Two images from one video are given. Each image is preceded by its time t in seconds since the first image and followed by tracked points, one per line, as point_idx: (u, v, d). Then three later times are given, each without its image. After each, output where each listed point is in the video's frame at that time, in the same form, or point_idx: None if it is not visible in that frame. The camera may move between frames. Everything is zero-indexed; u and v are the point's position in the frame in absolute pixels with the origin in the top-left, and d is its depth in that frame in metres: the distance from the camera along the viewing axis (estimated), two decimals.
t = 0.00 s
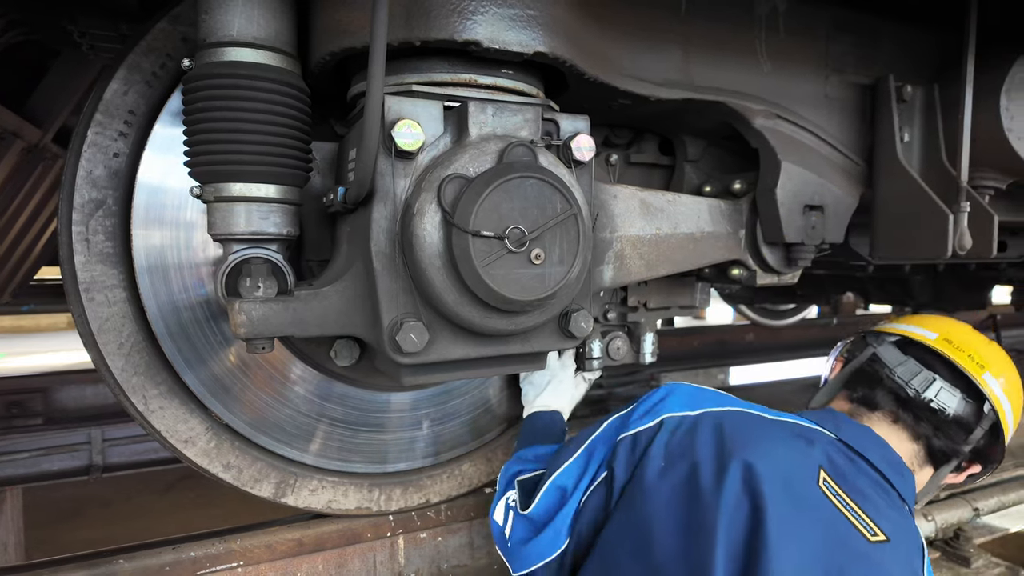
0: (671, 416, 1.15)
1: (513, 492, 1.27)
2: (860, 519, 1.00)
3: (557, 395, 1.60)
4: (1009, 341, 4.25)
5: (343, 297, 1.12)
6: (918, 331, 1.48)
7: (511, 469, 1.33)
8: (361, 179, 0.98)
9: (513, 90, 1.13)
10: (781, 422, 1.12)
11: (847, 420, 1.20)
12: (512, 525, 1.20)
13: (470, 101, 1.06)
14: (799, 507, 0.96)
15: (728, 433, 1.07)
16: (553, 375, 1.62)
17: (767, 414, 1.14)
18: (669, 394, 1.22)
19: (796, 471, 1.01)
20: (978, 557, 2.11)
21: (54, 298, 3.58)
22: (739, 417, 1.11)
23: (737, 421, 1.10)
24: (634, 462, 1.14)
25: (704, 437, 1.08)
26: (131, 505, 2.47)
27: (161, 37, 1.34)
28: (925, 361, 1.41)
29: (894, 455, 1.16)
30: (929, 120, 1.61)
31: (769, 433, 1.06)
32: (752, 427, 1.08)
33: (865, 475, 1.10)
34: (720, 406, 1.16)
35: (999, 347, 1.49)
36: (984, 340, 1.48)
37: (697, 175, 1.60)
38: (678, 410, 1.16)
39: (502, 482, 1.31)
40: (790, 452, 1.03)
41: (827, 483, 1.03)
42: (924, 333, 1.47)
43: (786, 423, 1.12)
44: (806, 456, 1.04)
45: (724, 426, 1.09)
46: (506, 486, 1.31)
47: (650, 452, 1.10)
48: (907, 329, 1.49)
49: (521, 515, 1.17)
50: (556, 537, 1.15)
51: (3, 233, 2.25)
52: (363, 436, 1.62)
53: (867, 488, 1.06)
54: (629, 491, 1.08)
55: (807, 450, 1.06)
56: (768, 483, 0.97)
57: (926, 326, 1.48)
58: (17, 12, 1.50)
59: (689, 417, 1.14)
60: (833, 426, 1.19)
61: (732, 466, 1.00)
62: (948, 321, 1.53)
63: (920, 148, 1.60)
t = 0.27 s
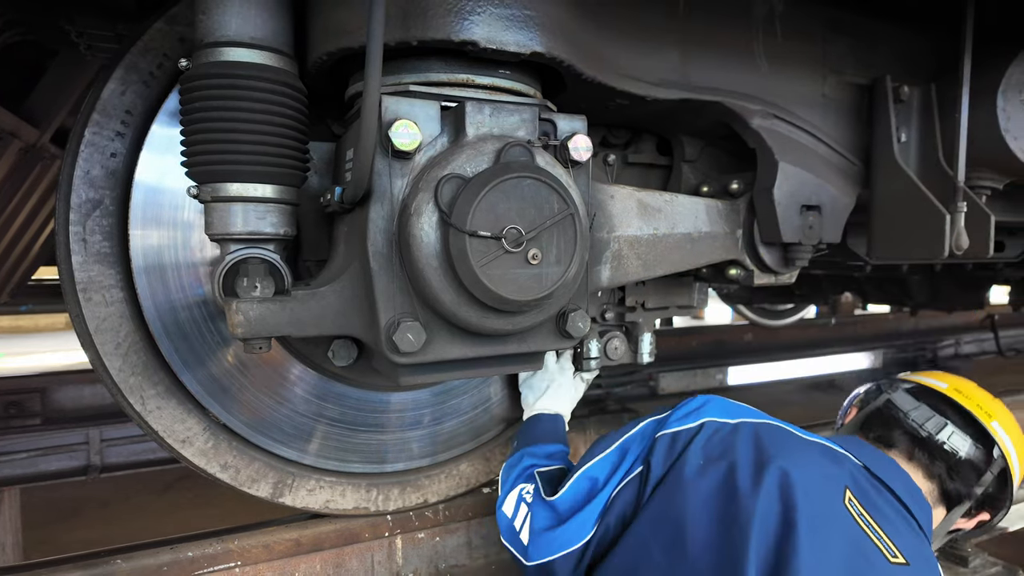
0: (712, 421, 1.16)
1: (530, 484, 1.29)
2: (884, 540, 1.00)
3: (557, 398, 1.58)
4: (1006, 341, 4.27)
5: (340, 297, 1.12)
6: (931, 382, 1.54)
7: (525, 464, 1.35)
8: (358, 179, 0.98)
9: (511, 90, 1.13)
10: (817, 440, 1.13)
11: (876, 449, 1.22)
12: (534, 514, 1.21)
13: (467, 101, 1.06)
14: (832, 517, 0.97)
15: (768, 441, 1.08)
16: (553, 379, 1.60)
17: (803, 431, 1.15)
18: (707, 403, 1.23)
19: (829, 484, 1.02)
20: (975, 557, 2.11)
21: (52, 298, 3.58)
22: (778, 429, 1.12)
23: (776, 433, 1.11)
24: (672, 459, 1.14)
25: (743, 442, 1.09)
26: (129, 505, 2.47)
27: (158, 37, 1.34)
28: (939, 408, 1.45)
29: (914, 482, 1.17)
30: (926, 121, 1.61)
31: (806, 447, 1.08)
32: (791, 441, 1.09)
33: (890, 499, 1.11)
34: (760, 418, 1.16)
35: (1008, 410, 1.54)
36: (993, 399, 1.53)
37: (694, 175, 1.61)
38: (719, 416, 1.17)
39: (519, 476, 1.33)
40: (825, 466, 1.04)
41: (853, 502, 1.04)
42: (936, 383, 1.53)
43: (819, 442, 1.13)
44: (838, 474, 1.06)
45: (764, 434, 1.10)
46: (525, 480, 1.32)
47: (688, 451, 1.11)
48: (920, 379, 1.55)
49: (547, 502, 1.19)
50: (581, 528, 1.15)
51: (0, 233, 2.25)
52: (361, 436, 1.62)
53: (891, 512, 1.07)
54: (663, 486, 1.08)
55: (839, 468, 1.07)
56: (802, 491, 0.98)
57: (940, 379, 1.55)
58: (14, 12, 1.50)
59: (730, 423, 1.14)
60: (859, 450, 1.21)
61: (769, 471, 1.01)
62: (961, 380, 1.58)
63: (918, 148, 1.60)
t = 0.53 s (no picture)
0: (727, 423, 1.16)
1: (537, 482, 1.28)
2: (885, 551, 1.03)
3: (558, 397, 1.57)
4: (1005, 341, 4.27)
5: (338, 296, 1.12)
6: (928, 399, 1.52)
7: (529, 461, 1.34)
8: (356, 178, 0.98)
9: (509, 89, 1.13)
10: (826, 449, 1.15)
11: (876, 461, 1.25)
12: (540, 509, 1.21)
13: (466, 100, 1.06)
14: (841, 529, 0.98)
15: (783, 448, 1.09)
16: (553, 378, 1.60)
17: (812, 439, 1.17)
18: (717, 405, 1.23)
19: (839, 496, 1.03)
20: (974, 556, 2.12)
21: (50, 298, 3.58)
22: (790, 435, 1.14)
23: (790, 439, 1.12)
24: (685, 460, 1.13)
25: (758, 446, 1.10)
26: (127, 505, 2.47)
27: (157, 36, 1.34)
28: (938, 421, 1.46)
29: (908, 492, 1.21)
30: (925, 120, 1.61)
31: (815, 458, 1.09)
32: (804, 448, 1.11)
33: (887, 509, 1.14)
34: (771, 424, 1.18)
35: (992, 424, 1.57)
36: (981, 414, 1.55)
37: (693, 175, 1.61)
38: (732, 419, 1.17)
39: (523, 473, 1.32)
40: (835, 478, 1.06)
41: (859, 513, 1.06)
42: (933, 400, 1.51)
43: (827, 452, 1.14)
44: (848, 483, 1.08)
45: (777, 440, 1.11)
46: (529, 477, 1.31)
47: (703, 453, 1.11)
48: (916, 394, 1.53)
49: (555, 501, 1.18)
50: (590, 525, 1.15)
51: None
52: (361, 436, 1.62)
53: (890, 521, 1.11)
54: (678, 486, 1.08)
55: (847, 477, 1.09)
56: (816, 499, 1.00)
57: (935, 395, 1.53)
58: (12, 11, 1.50)
59: (744, 426, 1.15)
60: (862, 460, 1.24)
61: (785, 477, 1.02)
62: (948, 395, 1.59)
63: (916, 148, 1.60)
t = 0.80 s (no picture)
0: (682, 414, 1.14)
1: (518, 489, 1.28)
2: (862, 519, 1.04)
3: (556, 395, 1.57)
4: (1003, 340, 4.28)
5: (336, 295, 1.12)
6: (948, 373, 1.42)
7: (516, 468, 1.34)
8: (355, 176, 0.98)
9: (507, 88, 1.13)
10: (791, 425, 1.13)
11: (853, 428, 1.23)
12: (516, 523, 1.21)
13: (464, 98, 1.06)
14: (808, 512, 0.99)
15: (741, 436, 1.08)
16: (552, 376, 1.60)
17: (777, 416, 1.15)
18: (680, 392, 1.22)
19: (805, 475, 1.03)
20: (972, 555, 2.12)
21: (49, 297, 3.57)
22: (748, 418, 1.12)
23: (748, 424, 1.11)
24: (643, 460, 1.11)
25: (715, 436, 1.08)
26: (125, 505, 2.46)
27: (155, 35, 1.34)
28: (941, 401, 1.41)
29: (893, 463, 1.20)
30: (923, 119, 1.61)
31: (776, 437, 1.08)
32: (763, 430, 1.10)
33: (866, 479, 1.14)
34: (729, 406, 1.16)
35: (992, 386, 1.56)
36: (987, 382, 1.52)
37: (692, 174, 1.61)
38: (686, 409, 1.15)
39: (507, 479, 1.32)
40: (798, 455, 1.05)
41: (831, 484, 1.06)
42: (953, 377, 1.43)
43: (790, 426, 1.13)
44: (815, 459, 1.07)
45: (733, 427, 1.10)
46: (513, 485, 1.31)
47: (660, 451, 1.09)
48: (937, 368, 1.42)
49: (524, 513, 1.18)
50: (557, 534, 1.15)
51: None
52: (359, 435, 1.62)
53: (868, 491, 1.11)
54: (640, 490, 1.08)
55: (816, 451, 1.09)
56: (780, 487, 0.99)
57: (955, 369, 1.44)
58: (9, 10, 1.50)
59: (699, 416, 1.13)
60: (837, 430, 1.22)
61: (744, 469, 1.01)
62: (965, 353, 1.51)
63: (914, 147, 1.60)
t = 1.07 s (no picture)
0: (654, 408, 1.14)
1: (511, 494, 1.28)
2: (850, 498, 1.03)
3: (554, 390, 1.57)
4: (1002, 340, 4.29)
5: (335, 294, 1.12)
6: (946, 330, 1.36)
7: (513, 470, 1.33)
8: (353, 176, 0.97)
9: (506, 87, 1.13)
10: (766, 410, 1.13)
11: (837, 400, 1.21)
12: (508, 526, 1.24)
13: (463, 98, 1.05)
14: (795, 498, 0.96)
15: (713, 426, 1.07)
16: (549, 372, 1.60)
17: (750, 401, 1.15)
18: (655, 383, 1.22)
19: (784, 461, 1.01)
20: (972, 554, 2.12)
21: (49, 297, 3.57)
22: (721, 407, 1.12)
23: (720, 413, 1.10)
24: (617, 459, 1.12)
25: (687, 428, 1.08)
26: (125, 505, 2.46)
27: (153, 34, 1.33)
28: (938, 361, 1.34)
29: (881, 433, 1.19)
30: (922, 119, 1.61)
31: (750, 424, 1.07)
32: (736, 416, 1.09)
33: (854, 456, 1.13)
34: (703, 395, 1.15)
35: (1000, 340, 1.49)
36: (992, 337, 1.45)
37: (691, 173, 1.61)
38: (658, 403, 1.15)
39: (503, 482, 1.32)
40: (776, 441, 1.04)
41: (816, 466, 1.04)
42: (953, 336, 1.36)
43: (765, 411, 1.12)
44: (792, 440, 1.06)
45: (704, 416, 1.09)
46: (507, 487, 1.32)
47: (633, 449, 1.09)
48: (935, 326, 1.36)
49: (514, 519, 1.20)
50: (542, 539, 1.17)
51: None
52: (359, 435, 1.62)
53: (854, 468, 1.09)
54: (616, 491, 1.08)
55: (794, 434, 1.07)
56: (755, 473, 0.98)
57: (954, 326, 1.38)
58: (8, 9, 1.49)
59: (671, 409, 1.13)
60: (820, 404, 1.21)
61: (716, 459, 1.00)
62: (966, 307, 1.45)
63: (913, 147, 1.60)
